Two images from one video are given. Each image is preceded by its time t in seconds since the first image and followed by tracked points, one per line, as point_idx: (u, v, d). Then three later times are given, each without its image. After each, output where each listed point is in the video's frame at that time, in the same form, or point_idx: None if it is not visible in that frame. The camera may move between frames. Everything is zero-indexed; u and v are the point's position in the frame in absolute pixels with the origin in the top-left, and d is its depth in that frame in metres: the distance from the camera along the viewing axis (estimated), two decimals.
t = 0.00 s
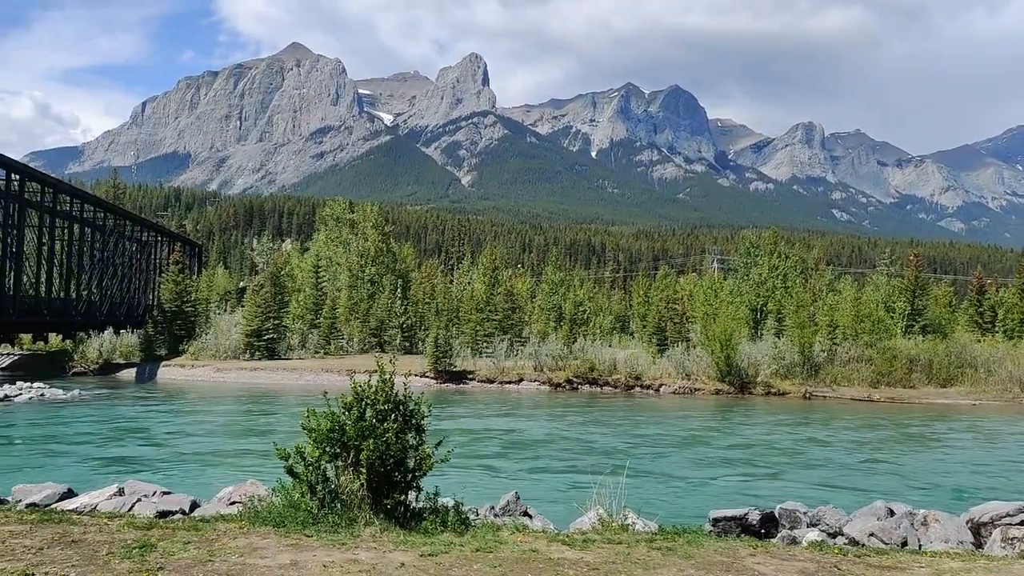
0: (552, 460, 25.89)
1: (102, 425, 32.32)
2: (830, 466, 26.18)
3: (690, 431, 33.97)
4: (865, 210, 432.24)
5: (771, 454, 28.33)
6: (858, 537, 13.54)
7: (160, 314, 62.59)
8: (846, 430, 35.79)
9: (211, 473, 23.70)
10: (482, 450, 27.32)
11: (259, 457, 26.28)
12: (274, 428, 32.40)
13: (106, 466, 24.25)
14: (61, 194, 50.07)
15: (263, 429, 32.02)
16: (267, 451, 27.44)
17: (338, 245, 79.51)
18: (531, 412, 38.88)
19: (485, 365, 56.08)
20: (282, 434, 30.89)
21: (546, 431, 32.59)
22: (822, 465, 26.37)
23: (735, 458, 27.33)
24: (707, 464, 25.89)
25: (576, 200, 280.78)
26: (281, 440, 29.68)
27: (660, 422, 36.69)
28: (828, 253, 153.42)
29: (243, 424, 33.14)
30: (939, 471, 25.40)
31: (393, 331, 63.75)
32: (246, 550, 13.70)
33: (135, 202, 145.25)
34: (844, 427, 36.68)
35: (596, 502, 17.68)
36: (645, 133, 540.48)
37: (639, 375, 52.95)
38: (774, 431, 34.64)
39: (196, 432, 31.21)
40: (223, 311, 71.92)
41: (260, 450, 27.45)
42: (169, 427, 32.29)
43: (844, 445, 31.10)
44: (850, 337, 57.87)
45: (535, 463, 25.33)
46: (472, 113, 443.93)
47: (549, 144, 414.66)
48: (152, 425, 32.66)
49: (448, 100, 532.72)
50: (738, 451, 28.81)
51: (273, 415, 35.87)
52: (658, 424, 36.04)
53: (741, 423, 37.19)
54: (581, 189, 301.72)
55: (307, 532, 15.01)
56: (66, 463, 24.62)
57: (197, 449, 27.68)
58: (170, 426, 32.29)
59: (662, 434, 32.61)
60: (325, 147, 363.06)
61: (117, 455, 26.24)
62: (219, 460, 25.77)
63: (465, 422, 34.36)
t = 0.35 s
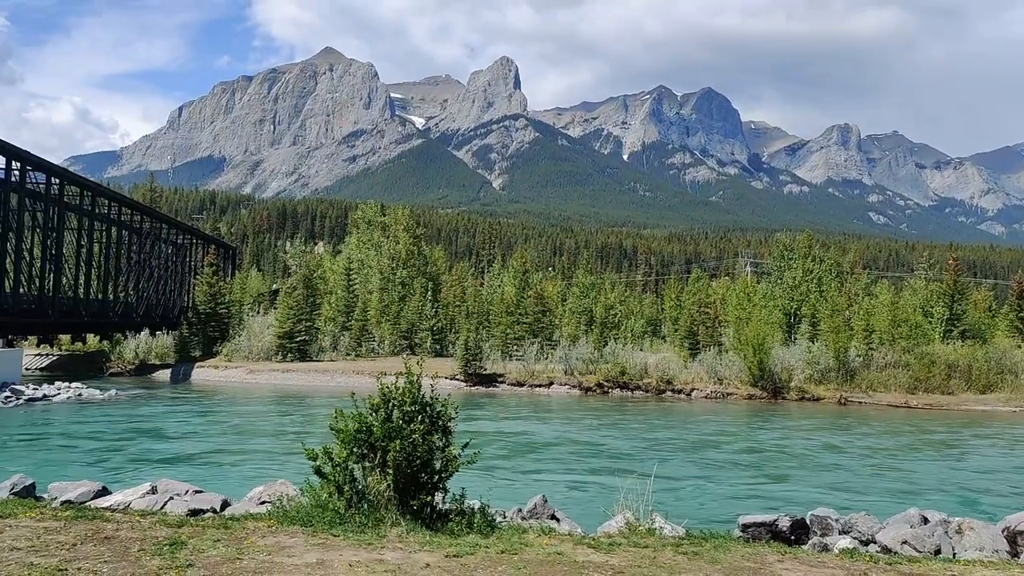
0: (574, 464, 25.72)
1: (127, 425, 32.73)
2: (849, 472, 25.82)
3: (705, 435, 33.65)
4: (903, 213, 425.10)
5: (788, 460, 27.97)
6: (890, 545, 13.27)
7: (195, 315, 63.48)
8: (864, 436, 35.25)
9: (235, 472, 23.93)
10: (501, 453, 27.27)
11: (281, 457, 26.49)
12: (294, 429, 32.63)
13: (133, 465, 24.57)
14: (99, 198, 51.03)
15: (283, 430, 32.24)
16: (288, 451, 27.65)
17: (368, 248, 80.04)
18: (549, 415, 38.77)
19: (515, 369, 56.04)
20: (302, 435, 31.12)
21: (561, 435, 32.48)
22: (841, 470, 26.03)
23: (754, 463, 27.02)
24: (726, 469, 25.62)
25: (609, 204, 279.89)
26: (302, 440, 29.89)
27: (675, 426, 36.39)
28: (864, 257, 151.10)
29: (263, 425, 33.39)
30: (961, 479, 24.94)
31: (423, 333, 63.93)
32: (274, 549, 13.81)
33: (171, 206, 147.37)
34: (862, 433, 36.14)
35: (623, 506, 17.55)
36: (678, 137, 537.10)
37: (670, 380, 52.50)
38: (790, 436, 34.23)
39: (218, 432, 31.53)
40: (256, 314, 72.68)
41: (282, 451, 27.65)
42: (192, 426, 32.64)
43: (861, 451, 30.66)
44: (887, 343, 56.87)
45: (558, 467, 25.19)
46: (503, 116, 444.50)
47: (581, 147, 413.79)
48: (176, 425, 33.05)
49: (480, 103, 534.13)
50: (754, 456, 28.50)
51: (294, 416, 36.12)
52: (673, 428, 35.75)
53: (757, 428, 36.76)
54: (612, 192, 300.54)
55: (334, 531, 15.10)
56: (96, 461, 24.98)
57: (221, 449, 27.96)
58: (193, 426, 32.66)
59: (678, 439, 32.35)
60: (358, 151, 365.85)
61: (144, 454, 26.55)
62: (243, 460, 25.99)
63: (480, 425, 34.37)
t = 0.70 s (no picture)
0: (597, 468, 25.53)
1: (158, 423, 33.28)
2: (867, 479, 25.33)
3: (721, 440, 33.24)
4: (947, 217, 416.53)
5: (804, 465, 27.50)
6: (930, 555, 12.98)
7: (232, 317, 64.31)
8: (884, 442, 34.60)
9: (262, 471, 24.18)
10: (522, 456, 27.23)
11: (305, 457, 26.70)
12: (315, 429, 32.92)
13: (162, 463, 24.92)
14: (140, 201, 52.02)
15: (304, 430, 32.54)
16: (311, 452, 27.83)
17: (403, 250, 80.62)
18: (568, 418, 38.61)
19: (547, 372, 55.97)
20: (323, 435, 31.35)
21: (575, 438, 32.30)
22: (858, 477, 25.54)
23: (773, 469, 26.61)
24: (746, 474, 25.25)
25: (643, 207, 278.45)
26: (324, 441, 30.14)
27: (693, 431, 36.00)
28: (905, 261, 148.27)
29: (285, 425, 33.74)
30: (991, 489, 24.35)
31: (457, 336, 64.17)
32: (305, 547, 13.90)
33: (210, 208, 149.89)
34: (883, 440, 35.45)
35: (655, 511, 17.35)
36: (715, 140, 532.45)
37: (705, 385, 51.89)
38: (807, 442, 33.71)
39: (241, 432, 31.90)
40: (292, 315, 73.46)
41: (306, 451, 27.87)
42: (220, 426, 33.12)
43: (879, 458, 30.11)
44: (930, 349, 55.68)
45: (583, 471, 25.01)
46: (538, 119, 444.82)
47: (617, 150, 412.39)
48: (205, 424, 33.53)
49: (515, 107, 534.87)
50: (770, 462, 28.07)
51: (315, 416, 36.45)
52: (689, 432, 35.32)
53: (779, 434, 36.25)
54: (647, 195, 298.74)
55: (365, 531, 15.15)
56: (131, 459, 25.41)
57: (247, 448, 28.27)
58: (219, 426, 33.14)
59: (694, 443, 31.98)
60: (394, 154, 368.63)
61: (175, 452, 26.95)
62: (270, 459, 26.28)
63: (498, 427, 34.35)
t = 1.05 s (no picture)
0: (625, 468, 25.35)
1: (195, 424, 33.94)
2: (891, 478, 24.86)
3: (741, 439, 32.87)
4: (990, 212, 407.32)
5: (824, 465, 27.08)
6: (975, 557, 12.69)
7: (269, 319, 65.08)
8: (908, 441, 33.97)
9: (292, 472, 24.42)
10: (552, 455, 27.26)
11: (332, 458, 26.93)
12: (339, 430, 33.22)
13: (195, 464, 25.28)
14: (179, 206, 52.90)
15: (330, 432, 32.83)
16: (338, 453, 28.07)
17: (436, 252, 81.00)
18: (590, 418, 38.46)
19: (583, 373, 55.83)
20: (347, 436, 31.62)
21: (593, 437, 32.14)
22: (881, 477, 25.10)
23: (797, 468, 26.21)
24: (770, 474, 24.91)
25: (677, 206, 276.63)
26: (349, 442, 30.39)
27: (722, 430, 35.70)
28: (948, 258, 145.41)
29: (310, 427, 34.07)
30: None
31: (491, 337, 64.27)
32: (342, 548, 13.98)
33: (246, 213, 151.97)
34: (908, 439, 34.80)
35: (694, 512, 17.15)
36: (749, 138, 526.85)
37: (743, 385, 51.27)
38: (828, 441, 33.21)
39: (268, 433, 32.29)
40: (327, 318, 74.10)
41: (334, 452, 28.11)
42: (255, 427, 33.73)
43: (914, 457, 29.57)
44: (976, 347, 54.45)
45: (612, 471, 24.85)
46: (570, 120, 444.40)
47: (650, 149, 410.12)
48: (236, 426, 33.98)
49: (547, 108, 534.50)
50: (789, 461, 27.69)
51: (338, 417, 36.78)
52: (709, 432, 34.95)
53: (811, 432, 35.82)
54: (681, 194, 296.76)
55: (403, 532, 15.20)
56: (168, 460, 25.84)
57: (277, 449, 28.59)
58: (249, 427, 33.57)
59: (714, 443, 31.63)
60: (427, 157, 370.49)
61: (209, 453, 27.36)
62: (304, 459, 26.60)
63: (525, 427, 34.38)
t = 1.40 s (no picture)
0: (652, 469, 25.24)
1: (232, 423, 34.46)
2: (912, 479, 24.55)
3: (758, 440, 32.64)
4: None
5: (849, 466, 26.77)
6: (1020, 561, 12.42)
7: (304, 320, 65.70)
8: (930, 443, 33.46)
9: (320, 471, 24.69)
10: (582, 455, 27.23)
11: (357, 457, 27.20)
12: (367, 429, 33.54)
13: (228, 462, 25.69)
14: (215, 209, 53.68)
15: (354, 431, 33.15)
16: (363, 452, 28.35)
17: (469, 253, 81.25)
18: (613, 418, 38.36)
19: (616, 373, 55.59)
20: (370, 436, 31.93)
21: (610, 437, 32.12)
22: (901, 478, 24.80)
23: (818, 470, 25.93)
24: (788, 476, 24.69)
25: (711, 205, 274.27)
26: (373, 441, 30.67)
27: (754, 431, 35.39)
28: (991, 256, 142.30)
29: (335, 426, 34.43)
30: None
31: (524, 338, 64.28)
32: (378, 547, 14.08)
33: (281, 215, 153.59)
34: (942, 441, 34.21)
35: (729, 514, 17.01)
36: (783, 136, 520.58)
37: (779, 386, 50.64)
38: (847, 442, 32.81)
39: (294, 432, 32.73)
40: (361, 318, 74.64)
41: (360, 452, 28.38)
42: (289, 426, 34.17)
43: (952, 458, 29.07)
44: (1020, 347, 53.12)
45: (640, 472, 24.76)
46: (602, 120, 443.00)
47: (683, 147, 407.20)
48: (267, 425, 34.46)
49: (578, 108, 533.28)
50: (806, 462, 27.45)
51: (361, 417, 37.16)
52: (727, 433, 34.73)
53: (846, 434, 35.38)
54: (715, 193, 294.29)
55: (438, 531, 15.27)
56: (204, 458, 26.29)
57: (305, 448, 28.96)
58: (279, 426, 34.03)
59: (733, 444, 31.43)
60: (460, 157, 371.57)
61: (242, 452, 27.76)
62: (337, 459, 26.87)
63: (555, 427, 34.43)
